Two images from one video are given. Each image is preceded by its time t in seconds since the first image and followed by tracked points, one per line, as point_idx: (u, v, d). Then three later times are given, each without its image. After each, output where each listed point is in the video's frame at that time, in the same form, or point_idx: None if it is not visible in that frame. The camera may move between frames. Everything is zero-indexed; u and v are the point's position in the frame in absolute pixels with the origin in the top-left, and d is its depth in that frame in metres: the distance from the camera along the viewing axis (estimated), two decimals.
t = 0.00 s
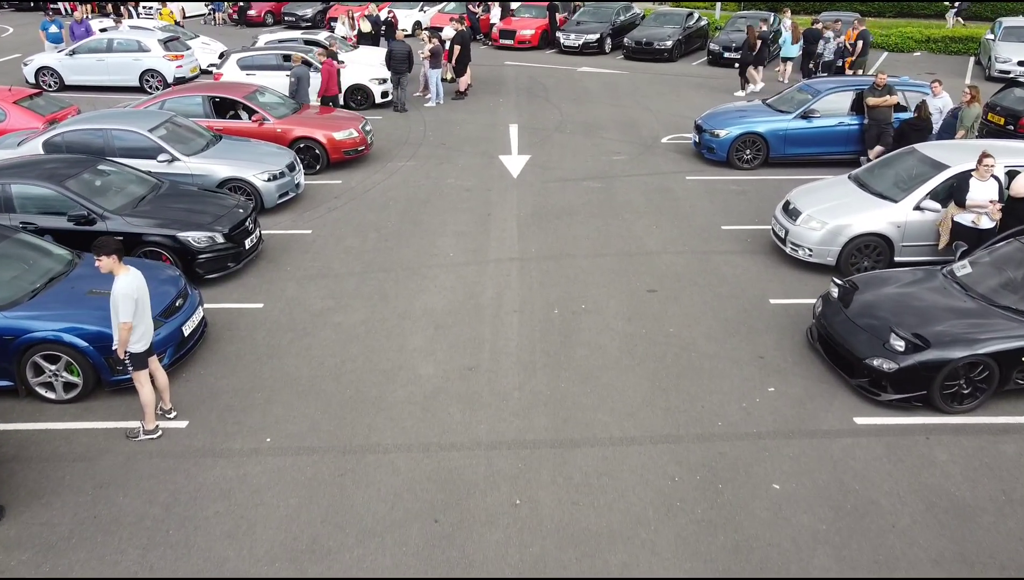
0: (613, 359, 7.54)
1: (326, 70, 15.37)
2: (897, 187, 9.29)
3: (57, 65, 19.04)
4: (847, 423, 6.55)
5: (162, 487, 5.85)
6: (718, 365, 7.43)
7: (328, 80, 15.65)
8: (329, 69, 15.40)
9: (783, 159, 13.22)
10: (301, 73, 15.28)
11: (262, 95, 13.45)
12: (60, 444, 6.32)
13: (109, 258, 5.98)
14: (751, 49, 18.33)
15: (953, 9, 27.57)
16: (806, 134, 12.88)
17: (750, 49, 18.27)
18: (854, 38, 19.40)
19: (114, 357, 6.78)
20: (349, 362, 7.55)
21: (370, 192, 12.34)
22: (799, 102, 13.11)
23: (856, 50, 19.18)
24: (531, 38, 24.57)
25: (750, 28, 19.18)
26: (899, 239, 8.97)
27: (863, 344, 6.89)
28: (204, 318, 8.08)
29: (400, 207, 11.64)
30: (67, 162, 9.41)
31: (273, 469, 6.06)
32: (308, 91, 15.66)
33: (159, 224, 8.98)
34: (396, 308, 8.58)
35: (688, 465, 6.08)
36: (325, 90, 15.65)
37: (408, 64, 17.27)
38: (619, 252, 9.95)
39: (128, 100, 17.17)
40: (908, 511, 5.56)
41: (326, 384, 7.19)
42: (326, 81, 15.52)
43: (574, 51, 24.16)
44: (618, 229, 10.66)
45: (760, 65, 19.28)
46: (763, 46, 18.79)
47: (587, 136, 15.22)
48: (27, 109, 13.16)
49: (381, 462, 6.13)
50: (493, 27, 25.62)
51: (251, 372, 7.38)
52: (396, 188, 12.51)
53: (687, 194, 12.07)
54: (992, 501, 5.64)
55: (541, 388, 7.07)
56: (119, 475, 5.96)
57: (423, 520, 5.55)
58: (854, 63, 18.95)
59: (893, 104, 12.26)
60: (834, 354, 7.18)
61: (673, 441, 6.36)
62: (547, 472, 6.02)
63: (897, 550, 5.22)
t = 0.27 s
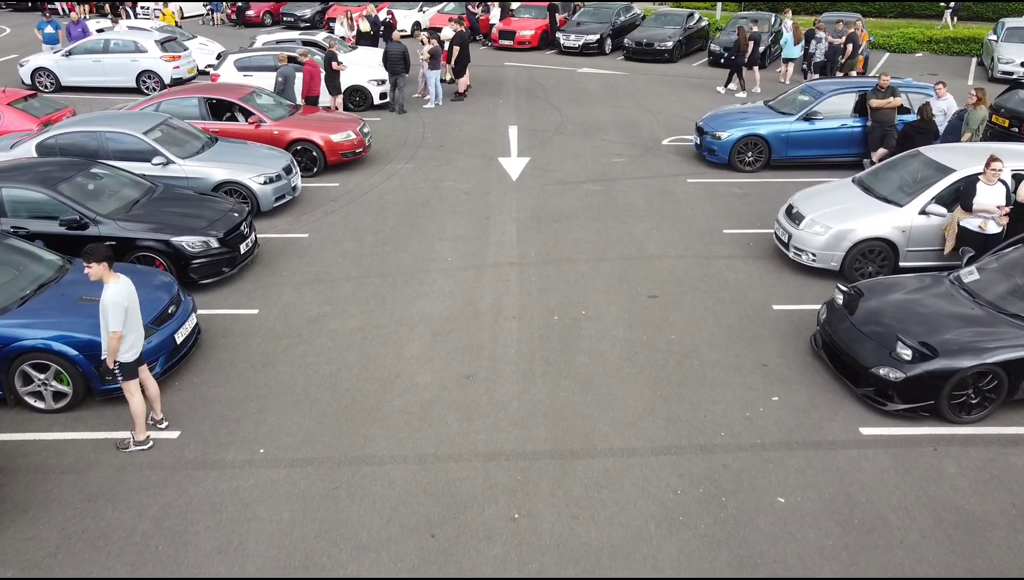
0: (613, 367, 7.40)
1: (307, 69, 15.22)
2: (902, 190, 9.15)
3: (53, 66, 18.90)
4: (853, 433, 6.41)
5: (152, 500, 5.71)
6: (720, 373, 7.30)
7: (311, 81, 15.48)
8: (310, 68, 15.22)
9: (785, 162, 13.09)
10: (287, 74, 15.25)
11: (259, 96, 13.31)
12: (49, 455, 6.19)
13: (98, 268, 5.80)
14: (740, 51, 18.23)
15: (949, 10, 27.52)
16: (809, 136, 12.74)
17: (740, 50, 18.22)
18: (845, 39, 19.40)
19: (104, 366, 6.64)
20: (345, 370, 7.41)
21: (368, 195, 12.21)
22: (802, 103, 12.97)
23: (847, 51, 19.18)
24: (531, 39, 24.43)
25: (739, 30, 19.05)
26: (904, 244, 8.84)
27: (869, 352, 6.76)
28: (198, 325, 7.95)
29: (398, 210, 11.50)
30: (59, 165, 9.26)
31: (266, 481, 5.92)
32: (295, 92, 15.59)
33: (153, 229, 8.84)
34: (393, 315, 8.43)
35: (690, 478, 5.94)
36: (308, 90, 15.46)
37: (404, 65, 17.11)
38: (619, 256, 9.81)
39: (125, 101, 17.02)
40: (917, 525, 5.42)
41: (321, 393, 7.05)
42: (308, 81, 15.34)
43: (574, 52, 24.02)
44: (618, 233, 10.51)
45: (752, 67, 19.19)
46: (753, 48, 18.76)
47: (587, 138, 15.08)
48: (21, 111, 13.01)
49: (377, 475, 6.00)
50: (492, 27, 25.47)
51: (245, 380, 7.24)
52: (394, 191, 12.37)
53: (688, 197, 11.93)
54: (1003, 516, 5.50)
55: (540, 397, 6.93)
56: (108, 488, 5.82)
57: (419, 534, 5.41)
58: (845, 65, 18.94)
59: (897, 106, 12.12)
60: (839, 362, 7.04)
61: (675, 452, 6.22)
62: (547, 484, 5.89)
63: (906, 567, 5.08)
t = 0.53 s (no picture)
0: (614, 375, 7.26)
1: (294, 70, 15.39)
2: (907, 194, 9.02)
3: (49, 67, 18.75)
4: (859, 445, 6.28)
5: (142, 515, 5.57)
6: (723, 382, 7.16)
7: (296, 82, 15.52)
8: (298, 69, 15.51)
9: (788, 164, 12.95)
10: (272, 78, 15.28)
11: (256, 98, 13.17)
12: (37, 467, 6.05)
13: (86, 277, 5.65)
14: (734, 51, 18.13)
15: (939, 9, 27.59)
16: (811, 139, 12.60)
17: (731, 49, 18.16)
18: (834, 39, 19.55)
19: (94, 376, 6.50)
20: (340, 379, 7.27)
21: (365, 199, 12.07)
22: (804, 105, 12.84)
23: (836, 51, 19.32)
24: (531, 40, 24.29)
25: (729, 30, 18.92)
26: (909, 249, 8.70)
27: (875, 361, 6.62)
28: (191, 332, 7.81)
29: (396, 214, 11.37)
30: (52, 169, 9.12)
31: (259, 495, 5.79)
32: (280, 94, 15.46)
33: (146, 234, 8.70)
34: (390, 322, 8.29)
35: (693, 491, 5.80)
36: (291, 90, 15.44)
37: (400, 65, 16.94)
38: (620, 261, 9.67)
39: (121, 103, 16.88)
40: (926, 541, 5.29)
41: (316, 403, 6.91)
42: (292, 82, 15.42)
43: (574, 52, 23.88)
44: (618, 238, 10.37)
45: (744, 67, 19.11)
46: (743, 47, 18.69)
47: (587, 140, 14.94)
48: (14, 113, 12.86)
49: (373, 488, 5.85)
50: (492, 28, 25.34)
51: (239, 389, 7.11)
52: (392, 194, 12.24)
53: (690, 200, 11.79)
54: (1014, 531, 5.37)
55: (540, 408, 6.79)
56: (96, 503, 5.68)
57: (416, 550, 5.28)
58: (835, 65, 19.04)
59: (900, 108, 11.96)
60: (844, 371, 6.90)
61: (678, 465, 6.08)
62: (546, 498, 5.75)
63: None
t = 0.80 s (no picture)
0: (615, 385, 7.12)
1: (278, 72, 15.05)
2: (913, 199, 8.88)
3: (45, 68, 18.60)
4: (866, 458, 6.14)
5: (131, 531, 5.43)
6: (727, 392, 7.01)
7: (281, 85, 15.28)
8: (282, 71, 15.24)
9: (790, 167, 12.81)
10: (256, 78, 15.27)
11: (253, 100, 13.03)
12: (24, 481, 5.90)
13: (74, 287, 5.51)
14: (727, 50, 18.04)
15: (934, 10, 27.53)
16: (814, 142, 12.46)
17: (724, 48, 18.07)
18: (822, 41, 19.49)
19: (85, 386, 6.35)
20: (336, 389, 7.12)
21: (363, 202, 11.93)
22: (807, 108, 12.70)
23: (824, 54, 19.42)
24: (531, 40, 24.15)
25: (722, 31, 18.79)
26: (915, 255, 8.57)
27: (882, 371, 6.48)
28: (184, 340, 7.67)
29: (394, 218, 11.22)
30: (44, 173, 8.97)
31: (252, 510, 5.64)
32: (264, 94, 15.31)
33: (139, 240, 8.56)
34: (387, 330, 8.15)
35: (697, 506, 5.65)
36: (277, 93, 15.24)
37: (395, 65, 16.72)
38: (621, 267, 9.52)
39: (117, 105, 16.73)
40: (937, 559, 5.14)
41: (311, 413, 6.77)
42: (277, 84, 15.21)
43: (574, 53, 23.74)
44: (620, 242, 10.23)
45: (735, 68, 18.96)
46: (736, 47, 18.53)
47: (587, 142, 14.80)
48: (8, 115, 12.71)
49: (369, 503, 5.71)
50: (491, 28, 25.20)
51: (232, 399, 6.96)
52: (390, 197, 12.09)
53: (692, 204, 11.65)
54: None
55: (539, 419, 6.65)
56: (85, 518, 5.54)
57: (412, 568, 5.13)
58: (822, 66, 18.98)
59: (904, 111, 11.80)
60: (851, 381, 6.76)
61: (681, 479, 5.94)
62: (546, 513, 5.60)
63: None
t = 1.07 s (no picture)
0: (616, 395, 6.97)
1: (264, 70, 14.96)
2: (918, 204, 8.73)
3: (41, 69, 18.45)
4: (873, 471, 5.99)
5: (119, 547, 5.28)
6: (730, 402, 6.87)
7: (267, 82, 15.24)
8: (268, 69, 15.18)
9: (793, 170, 12.66)
10: (238, 79, 15.37)
11: (249, 102, 12.89)
12: (11, 495, 5.76)
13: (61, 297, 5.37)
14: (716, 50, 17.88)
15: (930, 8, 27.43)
16: (817, 144, 12.32)
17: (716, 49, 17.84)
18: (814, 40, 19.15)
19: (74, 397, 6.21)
20: (331, 399, 6.97)
21: (361, 206, 11.78)
22: (810, 110, 12.55)
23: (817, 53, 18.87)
24: (531, 41, 24.00)
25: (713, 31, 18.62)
26: (921, 261, 8.42)
27: (889, 381, 6.34)
28: (177, 348, 7.52)
29: (392, 222, 11.07)
30: (35, 176, 8.81)
31: (244, 525, 5.49)
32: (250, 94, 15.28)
33: (132, 245, 8.41)
34: (383, 337, 8.00)
35: (700, 521, 5.51)
36: (262, 93, 15.17)
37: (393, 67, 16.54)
38: (622, 273, 9.38)
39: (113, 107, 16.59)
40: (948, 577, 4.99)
41: (305, 424, 6.62)
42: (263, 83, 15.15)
43: (575, 54, 23.59)
44: (621, 247, 10.08)
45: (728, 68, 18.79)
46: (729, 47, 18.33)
47: (588, 145, 14.65)
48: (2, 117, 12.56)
49: (364, 518, 5.56)
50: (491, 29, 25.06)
51: (225, 409, 6.82)
52: (388, 201, 11.94)
53: (693, 207, 11.51)
54: None
55: (539, 430, 6.50)
56: (72, 534, 5.39)
57: None
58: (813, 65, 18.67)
59: (908, 113, 11.67)
60: (857, 391, 6.62)
61: (684, 492, 5.79)
62: (545, 528, 5.46)
63: None
